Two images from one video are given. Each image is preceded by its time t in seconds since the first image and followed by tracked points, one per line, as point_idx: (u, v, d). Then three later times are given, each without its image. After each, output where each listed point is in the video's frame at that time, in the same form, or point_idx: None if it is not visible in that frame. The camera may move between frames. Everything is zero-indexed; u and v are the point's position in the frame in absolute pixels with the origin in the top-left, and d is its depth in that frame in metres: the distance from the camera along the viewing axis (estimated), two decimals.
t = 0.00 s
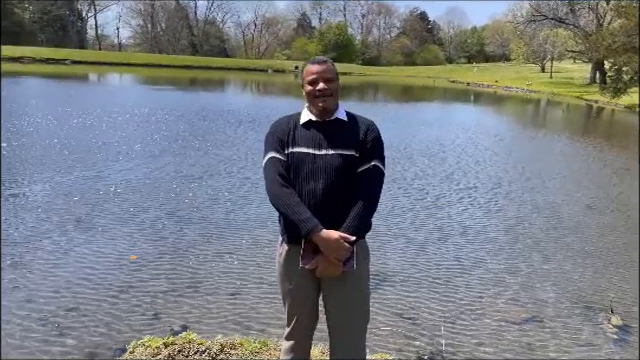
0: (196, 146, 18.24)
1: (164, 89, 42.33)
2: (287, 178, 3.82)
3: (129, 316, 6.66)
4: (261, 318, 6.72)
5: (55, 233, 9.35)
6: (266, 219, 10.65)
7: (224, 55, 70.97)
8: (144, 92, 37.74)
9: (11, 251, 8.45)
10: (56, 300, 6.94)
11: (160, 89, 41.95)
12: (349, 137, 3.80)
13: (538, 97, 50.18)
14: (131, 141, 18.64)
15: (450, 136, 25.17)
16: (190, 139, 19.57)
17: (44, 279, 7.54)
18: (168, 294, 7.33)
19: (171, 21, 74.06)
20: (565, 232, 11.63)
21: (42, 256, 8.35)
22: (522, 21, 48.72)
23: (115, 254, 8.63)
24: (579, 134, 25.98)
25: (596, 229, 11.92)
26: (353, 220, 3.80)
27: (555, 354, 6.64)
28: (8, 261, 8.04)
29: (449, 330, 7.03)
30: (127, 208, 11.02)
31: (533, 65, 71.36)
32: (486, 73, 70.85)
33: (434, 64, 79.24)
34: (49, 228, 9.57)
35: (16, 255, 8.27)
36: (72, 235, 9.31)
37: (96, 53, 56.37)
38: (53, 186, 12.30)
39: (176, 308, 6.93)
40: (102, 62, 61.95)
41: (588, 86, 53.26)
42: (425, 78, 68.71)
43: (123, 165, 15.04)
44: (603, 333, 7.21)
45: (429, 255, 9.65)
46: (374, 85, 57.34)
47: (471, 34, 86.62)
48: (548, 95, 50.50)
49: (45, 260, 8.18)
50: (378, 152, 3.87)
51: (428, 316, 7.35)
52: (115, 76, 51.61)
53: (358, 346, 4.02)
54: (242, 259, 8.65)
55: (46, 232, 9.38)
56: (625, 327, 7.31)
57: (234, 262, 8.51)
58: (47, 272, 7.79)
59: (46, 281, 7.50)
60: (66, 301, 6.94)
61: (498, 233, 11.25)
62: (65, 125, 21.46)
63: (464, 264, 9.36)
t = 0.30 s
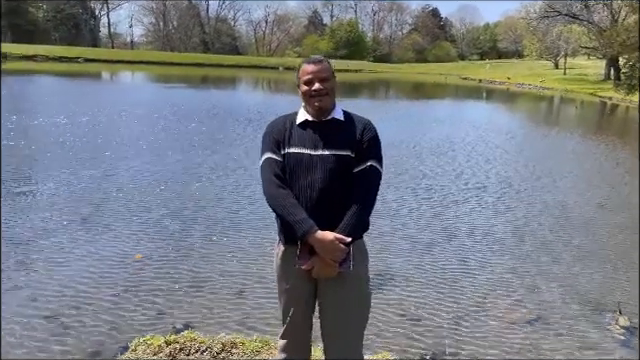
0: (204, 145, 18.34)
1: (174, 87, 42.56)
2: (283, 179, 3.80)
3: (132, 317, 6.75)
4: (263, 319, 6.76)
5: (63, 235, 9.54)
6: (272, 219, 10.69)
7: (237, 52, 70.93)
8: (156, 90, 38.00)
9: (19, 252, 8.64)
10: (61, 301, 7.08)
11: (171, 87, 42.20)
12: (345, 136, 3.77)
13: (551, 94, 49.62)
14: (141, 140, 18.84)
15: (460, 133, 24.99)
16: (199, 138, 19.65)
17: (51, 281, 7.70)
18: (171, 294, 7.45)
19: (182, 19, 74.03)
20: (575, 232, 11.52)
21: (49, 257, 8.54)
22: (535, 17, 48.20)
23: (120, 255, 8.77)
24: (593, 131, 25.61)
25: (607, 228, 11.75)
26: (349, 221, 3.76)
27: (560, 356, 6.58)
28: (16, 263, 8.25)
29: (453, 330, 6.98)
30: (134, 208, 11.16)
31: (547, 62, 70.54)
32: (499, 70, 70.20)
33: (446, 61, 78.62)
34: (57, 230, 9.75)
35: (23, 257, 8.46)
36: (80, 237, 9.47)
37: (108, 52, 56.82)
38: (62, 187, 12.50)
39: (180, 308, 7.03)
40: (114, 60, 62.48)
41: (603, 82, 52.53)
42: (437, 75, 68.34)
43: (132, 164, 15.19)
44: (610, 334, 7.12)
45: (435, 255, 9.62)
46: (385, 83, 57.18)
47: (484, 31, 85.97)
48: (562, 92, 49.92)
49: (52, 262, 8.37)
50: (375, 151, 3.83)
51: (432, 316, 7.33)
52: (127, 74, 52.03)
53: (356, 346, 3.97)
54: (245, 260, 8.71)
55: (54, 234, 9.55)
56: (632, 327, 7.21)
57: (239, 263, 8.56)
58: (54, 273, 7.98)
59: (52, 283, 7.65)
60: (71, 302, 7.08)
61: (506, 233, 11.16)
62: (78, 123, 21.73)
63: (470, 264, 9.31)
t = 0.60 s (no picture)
0: (212, 144, 18.51)
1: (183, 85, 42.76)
2: (281, 179, 3.85)
3: (136, 315, 6.86)
4: (265, 317, 6.85)
5: (70, 233, 9.69)
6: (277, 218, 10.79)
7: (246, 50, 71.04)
8: (164, 89, 38.21)
9: (26, 251, 8.82)
10: (67, 299, 7.22)
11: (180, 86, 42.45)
12: (342, 136, 3.84)
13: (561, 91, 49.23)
14: (149, 138, 18.97)
15: (467, 131, 25.08)
16: (206, 137, 19.75)
17: (57, 279, 7.84)
18: (175, 292, 7.57)
19: (192, 18, 74.82)
20: (581, 230, 11.48)
21: (56, 255, 8.70)
22: (545, 14, 47.83)
23: (126, 252, 8.91)
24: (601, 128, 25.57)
25: (614, 227, 11.70)
26: (345, 220, 3.80)
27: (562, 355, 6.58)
28: (24, 260, 8.43)
29: (455, 328, 7.02)
30: (140, 207, 11.29)
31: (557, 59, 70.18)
32: (508, 67, 69.92)
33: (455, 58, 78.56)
34: (63, 228, 9.90)
35: (31, 255, 8.64)
36: (86, 235, 9.62)
37: (118, 51, 57.26)
38: (69, 186, 12.65)
39: (183, 307, 7.12)
40: (124, 59, 62.99)
41: (614, 79, 52.10)
42: (445, 73, 68.19)
43: (139, 163, 15.34)
44: (614, 333, 7.12)
45: (438, 253, 9.67)
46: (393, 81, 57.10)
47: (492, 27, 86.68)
48: (572, 89, 49.50)
49: (58, 260, 8.54)
50: (371, 151, 3.88)
51: (435, 313, 7.39)
52: (136, 73, 52.38)
53: (354, 346, 4.02)
54: (249, 259, 8.80)
55: (61, 232, 9.70)
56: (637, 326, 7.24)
57: (243, 262, 8.67)
58: (61, 271, 8.14)
59: (58, 280, 7.79)
60: (76, 299, 7.22)
61: (511, 231, 11.15)
62: (86, 122, 21.91)
63: (473, 262, 9.34)
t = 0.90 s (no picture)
0: (217, 144, 18.54)
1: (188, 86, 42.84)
2: (281, 180, 3.82)
3: (139, 317, 6.89)
4: (267, 319, 6.87)
5: (73, 235, 9.72)
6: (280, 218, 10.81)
7: (250, 51, 71.10)
8: (168, 90, 38.32)
9: (30, 252, 8.88)
10: (70, 302, 7.24)
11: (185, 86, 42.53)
12: (342, 137, 3.81)
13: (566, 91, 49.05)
14: (152, 139, 19.00)
15: (473, 131, 25.05)
16: (210, 137, 19.77)
17: (61, 281, 7.87)
18: (178, 293, 7.61)
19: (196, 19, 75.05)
20: (586, 230, 11.44)
21: (60, 256, 8.76)
22: (550, 13, 47.67)
23: (129, 253, 8.95)
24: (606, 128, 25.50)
25: (620, 227, 11.67)
26: (346, 221, 3.77)
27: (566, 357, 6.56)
28: (28, 262, 8.50)
29: (458, 329, 7.00)
30: (143, 208, 11.33)
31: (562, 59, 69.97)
32: (513, 67, 69.76)
33: (460, 58, 78.47)
34: (67, 230, 9.94)
35: (35, 257, 8.71)
36: (89, 236, 9.65)
37: (122, 51, 57.47)
38: (73, 187, 12.66)
39: (186, 308, 7.16)
40: (128, 60, 63.21)
41: (619, 79, 51.91)
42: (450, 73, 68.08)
43: (145, 164, 15.37)
44: (619, 335, 7.09)
45: (441, 254, 9.65)
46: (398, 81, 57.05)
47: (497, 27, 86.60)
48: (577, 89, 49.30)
49: (62, 261, 8.61)
50: (372, 151, 3.86)
51: (438, 313, 7.39)
52: (141, 74, 52.50)
53: (356, 346, 4.00)
54: (252, 260, 8.83)
55: (64, 234, 9.73)
56: None
57: (247, 263, 8.69)
58: (65, 271, 8.22)
59: (61, 282, 7.82)
60: (78, 302, 7.24)
61: (514, 231, 11.13)
62: (91, 123, 21.97)
63: (477, 263, 9.33)
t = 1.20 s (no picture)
0: (221, 148, 18.54)
1: (190, 89, 42.92)
2: (285, 184, 3.81)
3: (141, 323, 6.88)
4: (271, 325, 6.84)
5: (76, 239, 9.72)
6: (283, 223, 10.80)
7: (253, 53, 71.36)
8: (171, 93, 38.38)
9: (33, 255, 8.92)
10: (72, 307, 7.24)
11: (187, 89, 42.59)
12: (347, 140, 3.79)
13: (569, 94, 49.00)
14: (155, 142, 19.07)
15: (476, 134, 25.05)
16: (212, 141, 19.83)
17: (63, 286, 7.88)
18: (181, 297, 7.62)
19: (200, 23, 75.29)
20: (592, 234, 11.37)
21: (62, 260, 8.78)
22: (552, 16, 47.68)
23: (132, 257, 8.99)
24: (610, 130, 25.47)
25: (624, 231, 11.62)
26: (352, 225, 3.75)
27: None
28: (31, 266, 8.52)
29: (463, 335, 6.95)
30: (146, 212, 11.32)
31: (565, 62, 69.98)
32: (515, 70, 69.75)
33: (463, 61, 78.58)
34: (69, 234, 9.94)
35: (38, 260, 8.72)
36: (91, 240, 9.66)
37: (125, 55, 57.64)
38: (75, 191, 12.64)
39: (190, 312, 7.16)
40: (131, 63, 63.39)
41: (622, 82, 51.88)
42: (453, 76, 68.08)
43: (148, 168, 15.35)
44: (627, 340, 7.02)
45: (444, 258, 9.62)
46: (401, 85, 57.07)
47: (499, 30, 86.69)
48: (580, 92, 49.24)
49: (65, 264, 8.64)
50: (377, 154, 3.83)
51: (444, 318, 7.38)
52: (144, 77, 52.61)
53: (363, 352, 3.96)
54: (255, 264, 8.84)
55: (66, 238, 9.73)
56: None
57: (250, 268, 8.68)
58: (68, 275, 8.25)
59: (63, 287, 7.82)
60: (80, 307, 7.25)
61: (518, 235, 11.10)
62: (94, 127, 22.04)
63: (481, 267, 9.29)
